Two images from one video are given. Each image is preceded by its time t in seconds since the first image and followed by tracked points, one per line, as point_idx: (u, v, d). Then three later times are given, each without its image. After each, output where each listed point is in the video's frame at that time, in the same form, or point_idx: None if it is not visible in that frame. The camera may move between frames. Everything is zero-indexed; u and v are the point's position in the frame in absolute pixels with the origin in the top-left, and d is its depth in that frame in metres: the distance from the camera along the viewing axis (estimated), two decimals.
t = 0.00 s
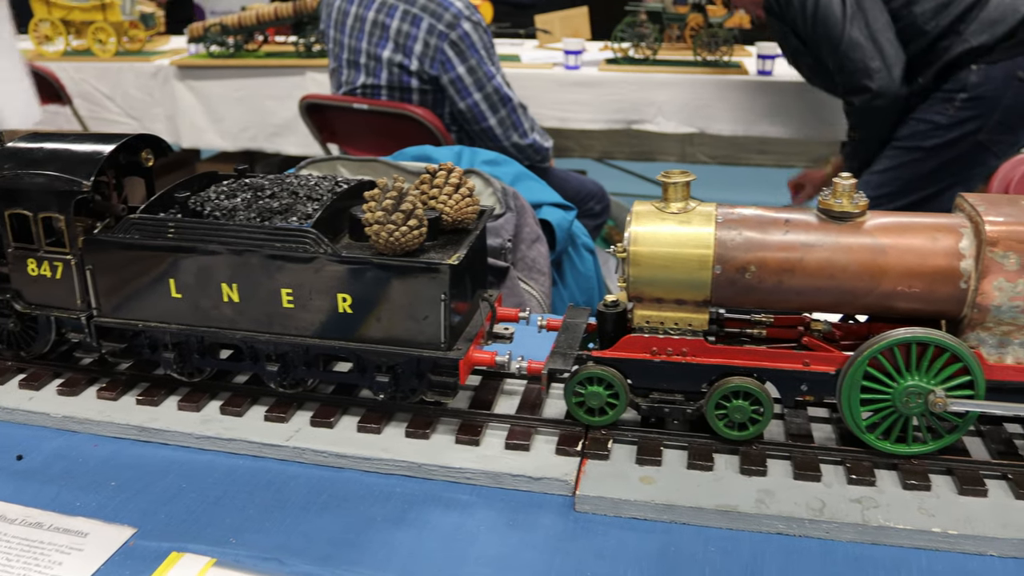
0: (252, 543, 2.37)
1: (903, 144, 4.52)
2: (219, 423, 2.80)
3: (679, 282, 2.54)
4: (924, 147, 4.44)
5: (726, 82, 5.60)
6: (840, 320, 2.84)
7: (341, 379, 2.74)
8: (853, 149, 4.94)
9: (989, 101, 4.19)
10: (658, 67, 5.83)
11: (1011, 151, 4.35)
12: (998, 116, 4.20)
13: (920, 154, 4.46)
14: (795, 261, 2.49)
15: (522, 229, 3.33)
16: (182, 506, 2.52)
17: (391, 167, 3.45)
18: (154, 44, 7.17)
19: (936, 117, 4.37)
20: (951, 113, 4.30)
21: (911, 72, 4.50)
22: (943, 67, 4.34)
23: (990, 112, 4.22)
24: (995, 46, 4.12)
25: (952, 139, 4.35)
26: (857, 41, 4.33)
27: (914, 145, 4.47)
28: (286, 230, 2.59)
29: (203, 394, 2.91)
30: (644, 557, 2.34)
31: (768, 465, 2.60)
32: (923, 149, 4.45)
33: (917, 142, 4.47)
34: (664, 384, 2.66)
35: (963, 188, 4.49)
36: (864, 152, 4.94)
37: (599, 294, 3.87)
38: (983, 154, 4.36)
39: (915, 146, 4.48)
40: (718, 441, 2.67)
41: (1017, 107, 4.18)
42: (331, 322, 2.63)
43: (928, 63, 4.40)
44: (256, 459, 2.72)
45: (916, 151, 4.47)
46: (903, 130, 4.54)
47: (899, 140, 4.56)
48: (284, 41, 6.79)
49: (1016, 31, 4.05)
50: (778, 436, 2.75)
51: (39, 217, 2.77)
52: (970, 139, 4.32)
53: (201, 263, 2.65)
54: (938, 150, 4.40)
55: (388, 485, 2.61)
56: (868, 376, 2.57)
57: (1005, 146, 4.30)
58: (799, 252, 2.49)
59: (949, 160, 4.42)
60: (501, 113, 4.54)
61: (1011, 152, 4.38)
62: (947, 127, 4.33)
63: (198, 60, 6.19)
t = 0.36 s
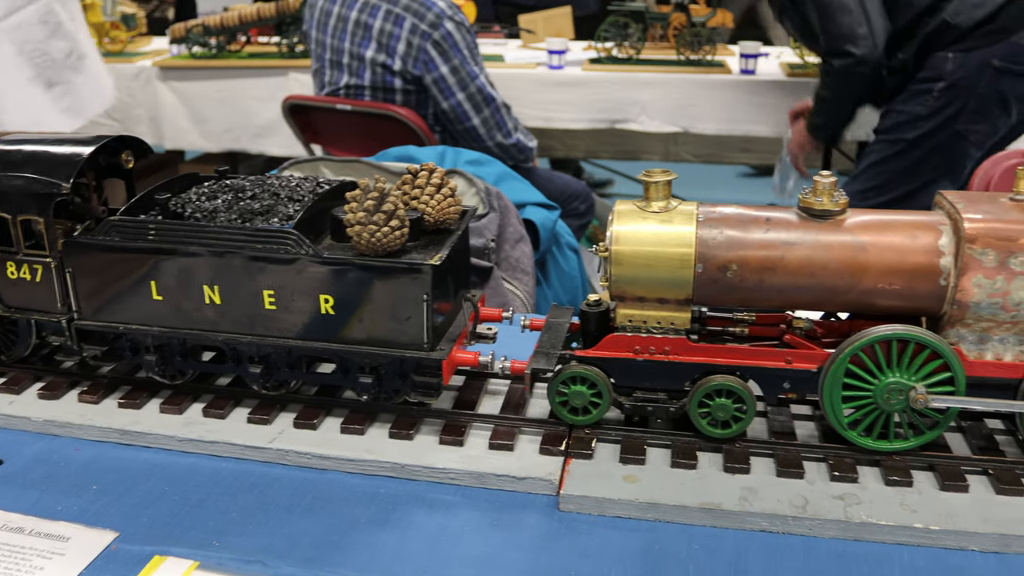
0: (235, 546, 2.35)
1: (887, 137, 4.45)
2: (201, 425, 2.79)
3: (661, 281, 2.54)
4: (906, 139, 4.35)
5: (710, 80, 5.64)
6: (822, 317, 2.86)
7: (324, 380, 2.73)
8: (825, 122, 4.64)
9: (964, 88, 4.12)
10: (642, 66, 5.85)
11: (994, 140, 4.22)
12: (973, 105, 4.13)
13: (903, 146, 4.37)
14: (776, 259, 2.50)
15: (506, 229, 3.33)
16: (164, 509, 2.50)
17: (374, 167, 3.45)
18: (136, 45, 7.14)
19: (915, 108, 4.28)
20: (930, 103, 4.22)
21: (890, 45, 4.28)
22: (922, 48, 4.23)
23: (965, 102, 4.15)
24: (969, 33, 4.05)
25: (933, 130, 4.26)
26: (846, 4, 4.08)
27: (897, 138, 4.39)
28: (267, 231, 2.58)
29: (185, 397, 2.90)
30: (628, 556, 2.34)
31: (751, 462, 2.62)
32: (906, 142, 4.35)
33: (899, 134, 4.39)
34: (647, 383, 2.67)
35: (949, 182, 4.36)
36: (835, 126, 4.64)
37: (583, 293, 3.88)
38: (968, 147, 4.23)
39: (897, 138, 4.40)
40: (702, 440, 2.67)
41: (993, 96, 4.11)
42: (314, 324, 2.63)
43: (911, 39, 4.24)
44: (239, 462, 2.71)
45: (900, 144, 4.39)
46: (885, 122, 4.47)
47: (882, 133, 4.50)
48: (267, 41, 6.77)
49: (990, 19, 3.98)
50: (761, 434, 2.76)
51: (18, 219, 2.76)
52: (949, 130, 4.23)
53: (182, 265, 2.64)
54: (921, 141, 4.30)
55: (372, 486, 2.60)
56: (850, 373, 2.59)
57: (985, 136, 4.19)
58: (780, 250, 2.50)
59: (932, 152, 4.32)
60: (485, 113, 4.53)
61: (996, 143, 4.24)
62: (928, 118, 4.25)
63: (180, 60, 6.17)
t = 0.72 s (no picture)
0: (217, 549, 2.34)
1: (842, 141, 4.66)
2: (183, 428, 2.77)
3: (643, 280, 2.55)
4: (862, 143, 4.57)
5: (692, 79, 5.68)
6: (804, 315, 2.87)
7: (307, 381, 2.73)
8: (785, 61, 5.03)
9: (910, 92, 4.30)
10: (625, 66, 5.88)
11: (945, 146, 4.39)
12: (920, 112, 4.30)
13: (858, 150, 4.60)
14: (757, 257, 2.51)
15: (489, 229, 3.33)
16: (147, 513, 2.49)
17: (357, 168, 3.44)
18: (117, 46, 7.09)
19: (867, 112, 4.50)
20: (879, 108, 4.43)
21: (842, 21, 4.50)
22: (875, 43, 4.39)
23: (911, 108, 4.34)
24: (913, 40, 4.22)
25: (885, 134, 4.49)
26: None
27: (852, 142, 4.61)
28: (248, 232, 2.57)
29: (167, 399, 2.89)
30: (611, 554, 2.35)
31: (734, 460, 2.62)
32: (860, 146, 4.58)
33: (854, 138, 4.61)
34: (630, 382, 2.67)
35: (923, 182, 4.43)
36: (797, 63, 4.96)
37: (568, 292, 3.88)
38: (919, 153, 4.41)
39: (853, 142, 4.62)
40: (684, 438, 2.68)
41: (938, 103, 4.27)
42: (296, 325, 2.62)
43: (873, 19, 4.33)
44: (222, 464, 2.70)
45: (855, 147, 4.62)
46: (839, 125, 4.69)
47: (837, 138, 4.72)
48: (250, 42, 6.77)
49: (938, 25, 4.11)
50: (744, 432, 2.77)
51: None
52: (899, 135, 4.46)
53: (163, 267, 2.63)
54: (873, 145, 4.54)
55: (355, 487, 2.60)
56: (831, 371, 2.60)
57: (935, 140, 4.37)
58: (761, 248, 2.51)
59: (886, 155, 4.56)
60: (467, 110, 4.53)
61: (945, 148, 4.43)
62: (879, 121, 4.47)
63: (162, 62, 6.14)
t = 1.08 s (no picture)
0: (194, 553, 2.32)
1: (818, 140, 4.86)
2: (161, 432, 2.76)
3: (621, 279, 2.55)
4: (834, 140, 4.70)
5: (671, 79, 5.71)
6: (781, 312, 2.89)
7: (285, 383, 2.72)
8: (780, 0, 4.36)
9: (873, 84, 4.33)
10: (604, 66, 5.90)
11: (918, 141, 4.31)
12: (885, 105, 4.27)
13: (831, 148, 4.74)
14: (733, 256, 2.52)
15: (469, 229, 3.33)
16: (123, 517, 2.47)
17: (336, 169, 3.44)
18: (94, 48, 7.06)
19: (836, 108, 4.67)
20: (846, 102, 4.56)
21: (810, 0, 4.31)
22: (841, 29, 4.39)
23: (877, 102, 4.34)
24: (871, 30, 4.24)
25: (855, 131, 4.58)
26: None
27: (827, 140, 4.77)
28: (224, 234, 2.55)
29: (145, 403, 2.87)
30: (590, 553, 2.35)
31: (713, 458, 2.64)
32: (833, 145, 4.71)
33: (828, 137, 4.77)
34: (608, 380, 2.67)
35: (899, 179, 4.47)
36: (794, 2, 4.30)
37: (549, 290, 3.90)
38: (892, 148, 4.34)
39: (827, 140, 4.77)
40: (663, 436, 2.69)
41: (902, 96, 4.22)
42: (274, 327, 2.61)
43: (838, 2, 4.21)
44: (201, 468, 2.69)
45: (829, 144, 4.76)
46: (816, 126, 4.91)
47: (815, 139, 4.91)
48: (228, 43, 6.80)
49: (896, 17, 4.09)
50: (723, 429, 2.78)
51: None
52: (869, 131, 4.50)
53: (139, 270, 2.62)
54: (844, 144, 4.64)
55: (334, 489, 2.59)
56: (808, 367, 2.61)
57: (905, 134, 4.29)
58: (737, 246, 2.52)
59: (859, 153, 4.62)
60: (446, 110, 4.52)
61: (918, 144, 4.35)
62: (848, 117, 4.57)
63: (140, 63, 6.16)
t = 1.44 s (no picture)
0: (173, 557, 2.31)
1: (825, 137, 4.85)
2: (139, 435, 2.74)
3: (600, 278, 2.56)
4: (842, 135, 4.69)
5: (652, 78, 5.75)
6: (760, 310, 2.90)
7: (263, 385, 2.71)
8: None
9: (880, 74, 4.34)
10: (585, 65, 5.93)
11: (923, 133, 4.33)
12: (892, 97, 4.26)
13: (839, 143, 4.70)
14: (711, 254, 2.53)
15: (449, 229, 3.34)
16: (101, 523, 2.45)
17: (315, 169, 3.43)
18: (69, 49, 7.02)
19: (844, 101, 4.70)
20: (853, 95, 4.58)
21: None
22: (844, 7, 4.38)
23: (884, 94, 4.35)
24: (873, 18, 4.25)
25: (863, 124, 4.56)
26: None
27: (836, 136, 4.75)
28: (200, 236, 2.54)
29: (122, 407, 2.86)
30: (571, 553, 2.35)
31: (692, 456, 2.65)
32: (841, 140, 4.68)
33: (836, 132, 4.78)
34: (588, 379, 2.68)
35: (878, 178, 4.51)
36: None
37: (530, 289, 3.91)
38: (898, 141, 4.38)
39: (835, 136, 4.77)
40: (643, 434, 2.70)
41: (908, 88, 4.23)
42: (252, 329, 2.61)
43: None
44: (179, 471, 2.67)
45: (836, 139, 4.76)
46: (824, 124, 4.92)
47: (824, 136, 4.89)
48: (207, 44, 6.78)
49: (899, 5, 4.12)
50: (702, 427, 2.79)
51: None
52: (875, 123, 4.51)
53: (115, 273, 2.60)
54: (852, 137, 4.60)
55: (314, 491, 2.58)
56: (785, 365, 2.63)
57: (911, 127, 4.29)
58: (715, 245, 2.53)
59: (866, 146, 4.56)
60: (427, 107, 4.52)
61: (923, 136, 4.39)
62: (855, 109, 4.58)
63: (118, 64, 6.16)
